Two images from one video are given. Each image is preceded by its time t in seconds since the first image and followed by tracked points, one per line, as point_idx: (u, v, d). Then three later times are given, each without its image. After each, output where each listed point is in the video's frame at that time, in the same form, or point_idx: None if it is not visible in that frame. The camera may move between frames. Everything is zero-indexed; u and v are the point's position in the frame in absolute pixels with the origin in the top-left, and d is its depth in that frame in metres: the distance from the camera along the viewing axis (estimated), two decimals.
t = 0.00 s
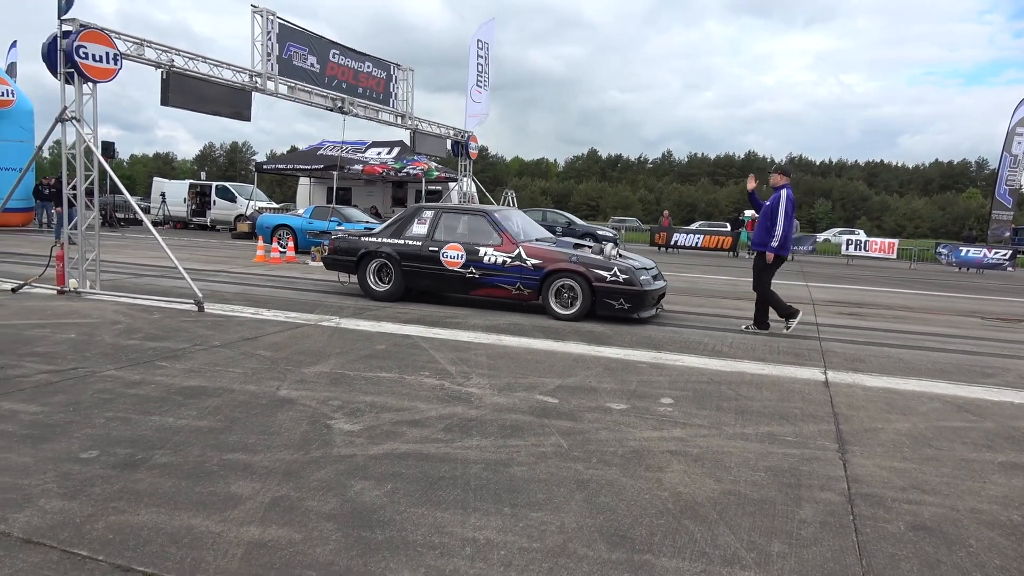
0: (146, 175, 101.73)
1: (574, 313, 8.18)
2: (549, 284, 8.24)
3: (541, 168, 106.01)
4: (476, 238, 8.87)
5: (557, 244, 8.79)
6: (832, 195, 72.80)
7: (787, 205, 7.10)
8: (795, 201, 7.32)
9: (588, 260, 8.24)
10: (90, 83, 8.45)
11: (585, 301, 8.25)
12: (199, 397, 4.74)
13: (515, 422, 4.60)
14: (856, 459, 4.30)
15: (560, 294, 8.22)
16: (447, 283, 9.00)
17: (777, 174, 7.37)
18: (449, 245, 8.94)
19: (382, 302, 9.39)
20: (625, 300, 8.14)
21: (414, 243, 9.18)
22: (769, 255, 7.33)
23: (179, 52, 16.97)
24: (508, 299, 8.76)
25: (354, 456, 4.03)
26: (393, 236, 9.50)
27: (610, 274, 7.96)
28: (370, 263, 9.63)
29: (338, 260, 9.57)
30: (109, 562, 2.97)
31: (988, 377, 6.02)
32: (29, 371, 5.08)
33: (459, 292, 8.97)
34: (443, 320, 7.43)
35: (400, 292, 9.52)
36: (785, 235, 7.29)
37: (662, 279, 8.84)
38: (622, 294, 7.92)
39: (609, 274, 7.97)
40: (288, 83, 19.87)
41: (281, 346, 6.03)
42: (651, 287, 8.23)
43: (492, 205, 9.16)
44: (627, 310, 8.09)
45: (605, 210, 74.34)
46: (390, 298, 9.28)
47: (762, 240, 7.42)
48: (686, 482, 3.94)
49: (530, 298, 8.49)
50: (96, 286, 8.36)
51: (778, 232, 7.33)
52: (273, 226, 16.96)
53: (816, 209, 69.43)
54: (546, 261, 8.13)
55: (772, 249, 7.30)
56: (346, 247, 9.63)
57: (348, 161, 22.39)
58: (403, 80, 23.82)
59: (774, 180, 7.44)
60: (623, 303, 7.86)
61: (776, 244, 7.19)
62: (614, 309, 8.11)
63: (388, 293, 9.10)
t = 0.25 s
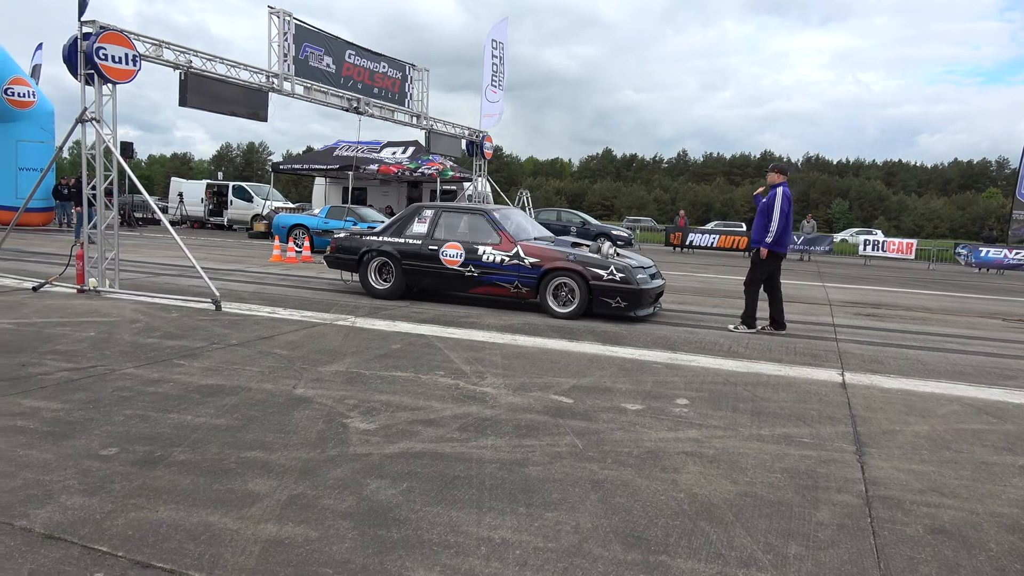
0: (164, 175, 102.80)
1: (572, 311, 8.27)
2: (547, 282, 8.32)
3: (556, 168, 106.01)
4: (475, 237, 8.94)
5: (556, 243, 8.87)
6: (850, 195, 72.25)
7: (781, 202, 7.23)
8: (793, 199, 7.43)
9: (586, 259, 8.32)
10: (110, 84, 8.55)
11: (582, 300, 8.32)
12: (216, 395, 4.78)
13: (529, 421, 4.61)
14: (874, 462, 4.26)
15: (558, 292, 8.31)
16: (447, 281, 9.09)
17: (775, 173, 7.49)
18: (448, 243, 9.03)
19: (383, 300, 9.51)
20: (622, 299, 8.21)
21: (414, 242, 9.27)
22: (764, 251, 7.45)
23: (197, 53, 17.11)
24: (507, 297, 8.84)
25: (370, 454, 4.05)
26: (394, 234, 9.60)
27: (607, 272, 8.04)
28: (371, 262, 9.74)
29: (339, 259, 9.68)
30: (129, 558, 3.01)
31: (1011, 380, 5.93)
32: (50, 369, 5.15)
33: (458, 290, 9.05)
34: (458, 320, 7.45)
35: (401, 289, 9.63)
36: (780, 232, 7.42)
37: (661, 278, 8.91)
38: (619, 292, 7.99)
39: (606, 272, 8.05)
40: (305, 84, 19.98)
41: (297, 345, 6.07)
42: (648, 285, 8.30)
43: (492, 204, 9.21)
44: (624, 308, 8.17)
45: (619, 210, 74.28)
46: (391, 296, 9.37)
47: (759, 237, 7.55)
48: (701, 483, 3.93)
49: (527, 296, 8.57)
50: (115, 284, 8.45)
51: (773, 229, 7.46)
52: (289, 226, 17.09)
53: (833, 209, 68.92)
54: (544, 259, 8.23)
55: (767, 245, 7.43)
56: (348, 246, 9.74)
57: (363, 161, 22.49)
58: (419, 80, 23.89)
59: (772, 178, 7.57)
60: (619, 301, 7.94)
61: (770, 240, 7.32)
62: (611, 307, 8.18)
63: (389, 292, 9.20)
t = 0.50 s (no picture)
0: (182, 175, 103.91)
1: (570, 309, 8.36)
2: (545, 281, 8.42)
3: (570, 168, 105.96)
4: (475, 236, 9.06)
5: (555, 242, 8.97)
6: (867, 194, 71.64)
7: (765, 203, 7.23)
8: (785, 198, 7.36)
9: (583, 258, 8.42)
10: (129, 86, 8.64)
11: (580, 298, 8.42)
12: (234, 393, 4.83)
13: (544, 421, 4.61)
14: (892, 463, 4.22)
15: (556, 290, 8.41)
16: (448, 280, 9.22)
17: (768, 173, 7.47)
18: (449, 242, 9.15)
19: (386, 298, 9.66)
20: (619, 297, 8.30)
21: (415, 241, 9.40)
22: (755, 251, 7.49)
23: (214, 55, 17.25)
24: (506, 295, 8.96)
25: (386, 453, 4.07)
26: (395, 233, 9.73)
27: (604, 271, 8.13)
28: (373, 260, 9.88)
29: (342, 258, 9.83)
30: (148, 554, 3.04)
31: None
32: (71, 367, 5.21)
33: (458, 288, 9.18)
34: (472, 319, 7.46)
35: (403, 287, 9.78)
36: (771, 232, 7.40)
37: (660, 277, 8.97)
38: (616, 290, 8.08)
39: (603, 271, 8.14)
40: (321, 84, 20.11)
41: (313, 344, 6.11)
42: (645, 284, 8.39)
43: (491, 203, 9.32)
44: (621, 307, 8.25)
45: (634, 209, 74.19)
46: (393, 294, 9.51)
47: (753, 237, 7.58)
48: (717, 483, 3.91)
49: (526, 294, 8.68)
50: (134, 284, 8.55)
51: (764, 229, 7.44)
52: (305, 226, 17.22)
53: (850, 209, 68.42)
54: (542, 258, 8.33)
55: (758, 244, 7.44)
56: (350, 244, 9.89)
57: (378, 162, 22.58)
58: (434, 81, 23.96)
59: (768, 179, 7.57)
60: (616, 299, 8.03)
61: (757, 240, 7.35)
62: (608, 305, 8.27)
63: (391, 290, 9.35)
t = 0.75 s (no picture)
0: (198, 176, 104.90)
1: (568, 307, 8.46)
2: (543, 279, 8.51)
3: (584, 167, 105.89)
4: (474, 235, 9.15)
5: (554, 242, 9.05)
6: (884, 194, 71.06)
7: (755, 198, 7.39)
8: (778, 196, 7.48)
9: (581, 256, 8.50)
10: (147, 87, 8.73)
11: (578, 296, 8.49)
12: (249, 392, 4.86)
13: (558, 421, 4.60)
14: (909, 465, 4.18)
15: (554, 288, 8.51)
16: (448, 278, 9.31)
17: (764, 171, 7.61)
18: (448, 241, 9.25)
19: (387, 296, 9.75)
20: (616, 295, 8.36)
21: (416, 240, 9.50)
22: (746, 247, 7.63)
23: (229, 56, 17.38)
24: (505, 294, 9.05)
25: (400, 452, 4.09)
26: (396, 232, 9.84)
27: (601, 269, 8.21)
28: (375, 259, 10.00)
29: (344, 256, 9.95)
30: (165, 552, 3.07)
31: None
32: (89, 366, 5.27)
33: (458, 287, 9.26)
34: (486, 319, 7.47)
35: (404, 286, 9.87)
36: (761, 227, 7.53)
37: (659, 276, 9.04)
38: (614, 289, 8.15)
39: (601, 269, 8.22)
40: (335, 85, 20.21)
41: (328, 343, 6.15)
42: (643, 283, 8.44)
43: (491, 203, 9.42)
44: (619, 305, 8.32)
45: (648, 209, 74.07)
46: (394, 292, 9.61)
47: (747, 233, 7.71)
48: (731, 484, 3.89)
49: (525, 293, 8.77)
50: (150, 283, 8.63)
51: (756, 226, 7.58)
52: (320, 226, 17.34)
53: (866, 209, 67.91)
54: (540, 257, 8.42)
55: (748, 239, 7.58)
56: (352, 243, 10.00)
57: (392, 162, 22.70)
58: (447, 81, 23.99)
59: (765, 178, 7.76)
60: (613, 298, 8.10)
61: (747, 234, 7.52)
62: (606, 304, 8.34)
63: (392, 288, 9.45)
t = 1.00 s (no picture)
0: (212, 176, 105.79)
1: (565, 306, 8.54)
2: (541, 278, 8.59)
3: (596, 167, 105.73)
4: (474, 235, 9.24)
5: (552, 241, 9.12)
6: (899, 195, 70.54)
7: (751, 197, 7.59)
8: (771, 197, 7.71)
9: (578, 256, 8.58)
10: (163, 87, 8.81)
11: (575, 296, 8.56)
12: (263, 391, 4.89)
13: (570, 422, 4.60)
14: (925, 468, 4.14)
15: (552, 287, 8.59)
16: (447, 277, 9.40)
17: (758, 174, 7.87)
18: (448, 240, 9.34)
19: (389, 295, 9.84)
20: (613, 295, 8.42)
21: (415, 239, 9.59)
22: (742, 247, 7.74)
23: (244, 57, 17.49)
24: (504, 293, 9.13)
25: (412, 452, 4.09)
26: (396, 232, 9.93)
27: (598, 269, 8.27)
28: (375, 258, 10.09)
29: (345, 255, 10.04)
30: (180, 549, 3.09)
31: None
32: (105, 364, 5.32)
33: (458, 285, 9.34)
34: (498, 319, 7.47)
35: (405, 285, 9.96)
36: (757, 227, 7.68)
37: (656, 275, 9.10)
38: (610, 288, 8.22)
39: (597, 269, 8.29)
40: (349, 85, 20.29)
41: (341, 342, 6.17)
42: (639, 282, 8.51)
43: (490, 202, 9.51)
44: (615, 305, 8.38)
45: (660, 209, 73.90)
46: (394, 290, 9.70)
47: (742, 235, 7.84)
48: (745, 486, 3.87)
49: (523, 292, 8.85)
50: (165, 282, 8.70)
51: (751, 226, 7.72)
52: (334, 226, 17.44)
53: (881, 210, 67.40)
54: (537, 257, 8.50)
55: (744, 240, 7.72)
56: (353, 242, 10.10)
57: (405, 163, 22.76)
58: (460, 81, 24.03)
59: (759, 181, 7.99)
60: (609, 297, 8.17)
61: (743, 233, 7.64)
62: (602, 303, 8.40)
63: (392, 287, 9.54)
